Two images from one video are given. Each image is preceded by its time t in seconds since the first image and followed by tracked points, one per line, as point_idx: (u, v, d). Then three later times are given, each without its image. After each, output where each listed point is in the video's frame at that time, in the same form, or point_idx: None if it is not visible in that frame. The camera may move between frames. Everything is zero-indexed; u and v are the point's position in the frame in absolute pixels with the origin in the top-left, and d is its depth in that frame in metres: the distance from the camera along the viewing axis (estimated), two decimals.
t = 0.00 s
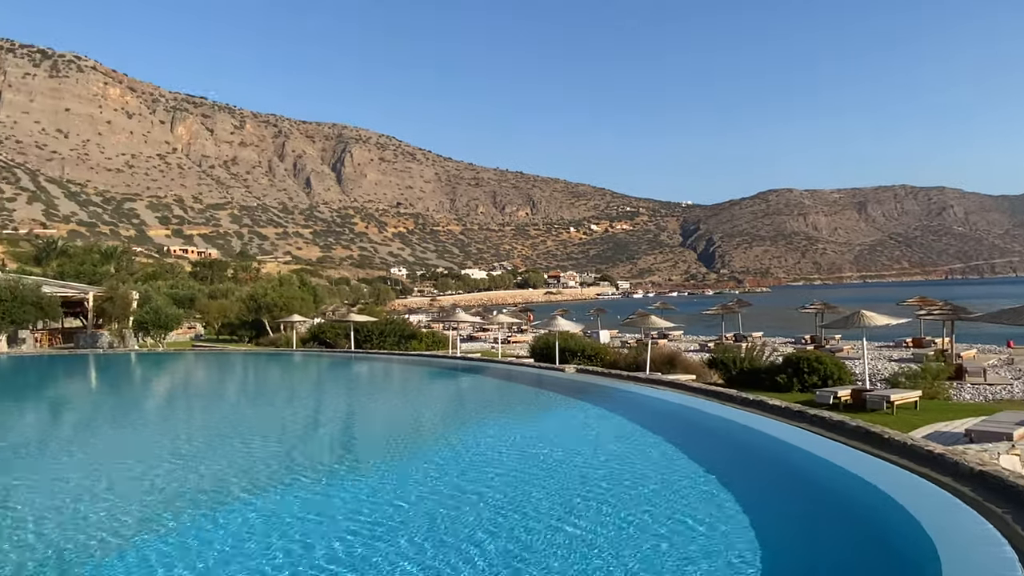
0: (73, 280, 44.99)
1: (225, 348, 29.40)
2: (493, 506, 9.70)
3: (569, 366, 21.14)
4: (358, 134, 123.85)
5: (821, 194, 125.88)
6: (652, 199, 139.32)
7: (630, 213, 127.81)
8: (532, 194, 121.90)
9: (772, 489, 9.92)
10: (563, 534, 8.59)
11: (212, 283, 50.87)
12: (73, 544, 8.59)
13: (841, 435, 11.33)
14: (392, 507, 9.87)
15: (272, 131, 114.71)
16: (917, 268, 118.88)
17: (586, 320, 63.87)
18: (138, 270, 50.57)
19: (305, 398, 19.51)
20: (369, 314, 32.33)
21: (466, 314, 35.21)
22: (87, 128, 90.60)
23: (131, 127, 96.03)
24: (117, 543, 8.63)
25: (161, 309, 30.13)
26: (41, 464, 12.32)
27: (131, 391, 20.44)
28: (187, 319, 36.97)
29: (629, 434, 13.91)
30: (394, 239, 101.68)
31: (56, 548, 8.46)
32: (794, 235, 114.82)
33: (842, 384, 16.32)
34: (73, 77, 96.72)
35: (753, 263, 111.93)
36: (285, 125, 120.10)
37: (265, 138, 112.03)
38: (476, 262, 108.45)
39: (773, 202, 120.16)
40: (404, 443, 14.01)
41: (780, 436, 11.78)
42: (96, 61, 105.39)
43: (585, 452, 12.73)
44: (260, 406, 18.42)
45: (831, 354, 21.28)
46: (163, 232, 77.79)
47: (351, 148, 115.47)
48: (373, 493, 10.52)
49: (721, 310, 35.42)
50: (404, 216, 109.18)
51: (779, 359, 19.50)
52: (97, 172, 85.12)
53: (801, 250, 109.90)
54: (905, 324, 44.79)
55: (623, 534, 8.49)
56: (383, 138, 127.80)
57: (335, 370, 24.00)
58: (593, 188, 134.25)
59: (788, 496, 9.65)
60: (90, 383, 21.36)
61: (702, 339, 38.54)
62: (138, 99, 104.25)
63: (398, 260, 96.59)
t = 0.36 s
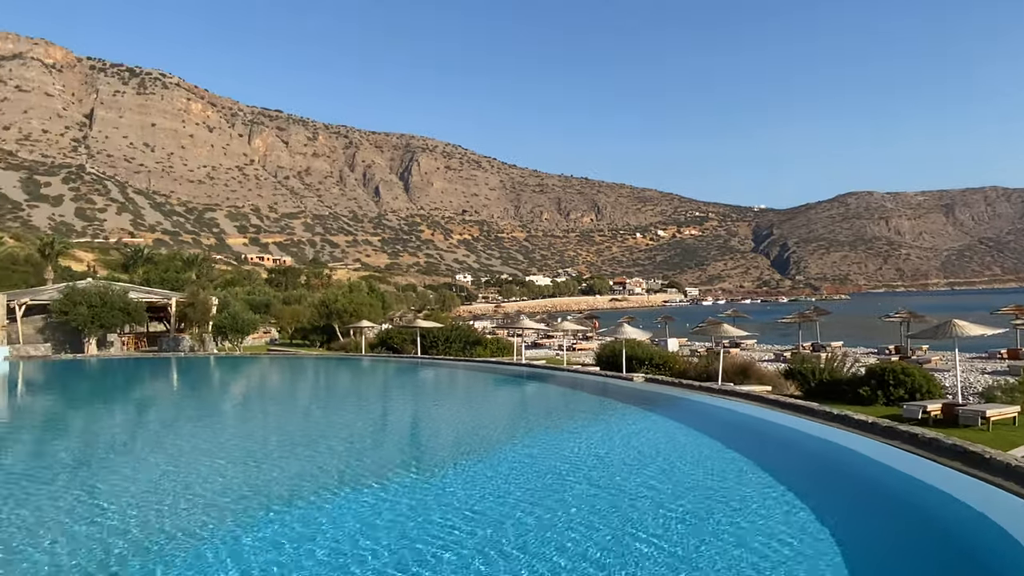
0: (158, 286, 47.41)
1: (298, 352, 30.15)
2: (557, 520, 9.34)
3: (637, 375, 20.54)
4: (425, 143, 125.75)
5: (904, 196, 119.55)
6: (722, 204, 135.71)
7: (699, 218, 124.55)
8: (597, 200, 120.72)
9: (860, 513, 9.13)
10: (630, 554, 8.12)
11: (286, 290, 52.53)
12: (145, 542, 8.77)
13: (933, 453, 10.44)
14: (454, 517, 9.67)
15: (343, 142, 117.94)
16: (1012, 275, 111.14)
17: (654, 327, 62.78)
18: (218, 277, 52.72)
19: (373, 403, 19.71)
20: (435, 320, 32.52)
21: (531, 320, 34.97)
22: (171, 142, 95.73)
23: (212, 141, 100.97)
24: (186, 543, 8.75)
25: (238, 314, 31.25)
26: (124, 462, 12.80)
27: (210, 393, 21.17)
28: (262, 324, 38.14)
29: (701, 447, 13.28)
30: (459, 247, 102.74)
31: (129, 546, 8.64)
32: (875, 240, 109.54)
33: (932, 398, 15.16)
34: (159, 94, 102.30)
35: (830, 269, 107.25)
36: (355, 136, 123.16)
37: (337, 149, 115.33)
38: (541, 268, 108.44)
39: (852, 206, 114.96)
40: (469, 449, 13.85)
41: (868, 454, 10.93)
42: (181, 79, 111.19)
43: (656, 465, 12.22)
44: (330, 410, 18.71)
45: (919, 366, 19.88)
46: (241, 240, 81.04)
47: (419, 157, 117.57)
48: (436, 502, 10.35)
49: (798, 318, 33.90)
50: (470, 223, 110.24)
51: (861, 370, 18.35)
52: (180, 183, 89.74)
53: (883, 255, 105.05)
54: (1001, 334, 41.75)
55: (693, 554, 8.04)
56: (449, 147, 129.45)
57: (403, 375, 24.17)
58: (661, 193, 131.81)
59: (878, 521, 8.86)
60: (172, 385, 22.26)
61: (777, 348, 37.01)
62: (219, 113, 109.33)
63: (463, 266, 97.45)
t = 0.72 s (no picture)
0: (253, 293, 49.90)
1: (383, 357, 30.91)
2: (636, 534, 9.11)
3: (724, 385, 19.78)
4: (506, 150, 126.70)
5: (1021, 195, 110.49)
6: (814, 206, 129.65)
7: (789, 221, 118.14)
8: (680, 204, 117.44)
9: (971, 539, 8.47)
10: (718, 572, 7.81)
11: (371, 295, 54.14)
12: (235, 537, 9.18)
13: None
14: (530, 526, 9.58)
15: (426, 151, 120.51)
16: None
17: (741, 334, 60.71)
18: (308, 282, 54.93)
19: (454, 407, 19.94)
20: (515, 326, 32.58)
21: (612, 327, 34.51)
22: (266, 155, 100.92)
23: (303, 153, 105.91)
24: (273, 540, 9.11)
25: (327, 319, 32.85)
26: (219, 459, 13.49)
27: (300, 395, 22.06)
28: (349, 329, 39.38)
29: (792, 460, 12.65)
30: (539, 253, 102.90)
31: (220, 540, 9.07)
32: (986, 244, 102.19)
33: None
34: (255, 110, 107.97)
35: (934, 275, 100.47)
36: (437, 145, 125.47)
37: (419, 158, 117.98)
38: (621, 275, 107.52)
39: (959, 207, 107.34)
40: (547, 456, 13.75)
41: (980, 475, 10.07)
42: (274, 95, 116.95)
43: (743, 479, 11.70)
44: (413, 413, 19.08)
45: None
46: (330, 248, 84.22)
47: (499, 164, 118.21)
48: (513, 509, 10.32)
49: (900, 326, 31.80)
50: (549, 229, 110.26)
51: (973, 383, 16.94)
52: (274, 194, 94.45)
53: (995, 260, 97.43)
54: None
55: None
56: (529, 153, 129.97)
57: (483, 381, 24.33)
58: (748, 196, 127.19)
59: (995, 548, 8.17)
60: (265, 387, 23.35)
61: (876, 358, 34.89)
62: (309, 126, 114.26)
63: (543, 272, 97.47)
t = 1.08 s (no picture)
0: (349, 298, 51.82)
1: (473, 361, 31.28)
2: (732, 550, 8.74)
3: (831, 394, 18.60)
4: (593, 153, 126.00)
5: None
6: (927, 203, 120.85)
7: (900, 219, 109.75)
8: (778, 204, 112.86)
9: None
10: None
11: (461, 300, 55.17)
12: (334, 535, 9.46)
13: None
14: (623, 538, 9.34)
15: (513, 157, 121.60)
16: None
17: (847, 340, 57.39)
18: (400, 287, 56.44)
19: (543, 411, 19.87)
20: (605, 332, 32.22)
21: (705, 332, 33.46)
22: (360, 165, 104.94)
23: (395, 162, 109.58)
24: (368, 540, 9.28)
25: (418, 323, 33.66)
26: (318, 457, 14.05)
27: (393, 397, 22.64)
28: (440, 333, 40.22)
29: (905, 477, 11.78)
30: (628, 256, 101.16)
31: (319, 537, 9.35)
32: None
33: None
34: (350, 122, 112.55)
35: None
36: (525, 150, 126.29)
37: (507, 164, 119.13)
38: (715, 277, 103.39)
39: None
40: (638, 463, 13.46)
41: None
42: (368, 107, 121.48)
43: (852, 497, 10.93)
44: (503, 416, 19.15)
45: None
46: (420, 254, 86.41)
47: (586, 167, 117.84)
48: (606, 519, 10.08)
49: None
50: (638, 232, 108.36)
51: None
52: (368, 203, 98.09)
53: None
54: None
55: None
56: (617, 155, 128.64)
57: (572, 386, 24.11)
58: (852, 194, 120.25)
59: None
60: (361, 389, 24.14)
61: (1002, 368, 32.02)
62: (400, 136, 117.87)
63: (632, 276, 95.74)
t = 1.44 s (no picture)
0: (439, 300, 52.99)
1: (561, 363, 31.17)
2: (834, 564, 8.33)
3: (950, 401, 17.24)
4: (682, 151, 123.06)
5: None
6: None
7: None
8: (885, 198, 106.70)
9: None
10: None
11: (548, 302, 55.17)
12: (426, 534, 9.58)
13: None
14: (720, 550, 8.97)
15: (600, 157, 120.56)
16: None
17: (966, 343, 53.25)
18: (488, 290, 56.96)
19: (632, 414, 19.58)
20: (697, 334, 31.35)
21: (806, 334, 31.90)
22: (448, 170, 107.10)
23: (482, 167, 111.21)
24: (460, 539, 9.35)
25: (506, 325, 33.60)
26: (410, 455, 14.45)
27: (483, 398, 22.94)
28: (528, 335, 40.33)
29: None
30: (721, 256, 97.59)
31: (412, 535, 9.49)
32: None
33: None
34: (438, 129, 115.07)
35: None
36: (611, 150, 125.00)
37: (593, 164, 118.27)
38: (816, 276, 97.33)
39: None
40: (730, 469, 13.06)
41: None
42: (456, 113, 123.81)
43: (977, 514, 10.05)
44: (592, 419, 19.03)
45: None
46: (507, 257, 87.16)
47: (676, 165, 115.59)
48: (697, 526, 9.82)
49: None
50: (732, 230, 104.53)
51: None
52: (456, 207, 99.98)
53: None
54: None
55: None
56: (708, 152, 125.09)
57: (664, 389, 23.62)
58: (969, 186, 111.43)
59: None
60: (451, 390, 24.60)
61: None
62: (487, 140, 119.38)
63: (725, 277, 92.34)
